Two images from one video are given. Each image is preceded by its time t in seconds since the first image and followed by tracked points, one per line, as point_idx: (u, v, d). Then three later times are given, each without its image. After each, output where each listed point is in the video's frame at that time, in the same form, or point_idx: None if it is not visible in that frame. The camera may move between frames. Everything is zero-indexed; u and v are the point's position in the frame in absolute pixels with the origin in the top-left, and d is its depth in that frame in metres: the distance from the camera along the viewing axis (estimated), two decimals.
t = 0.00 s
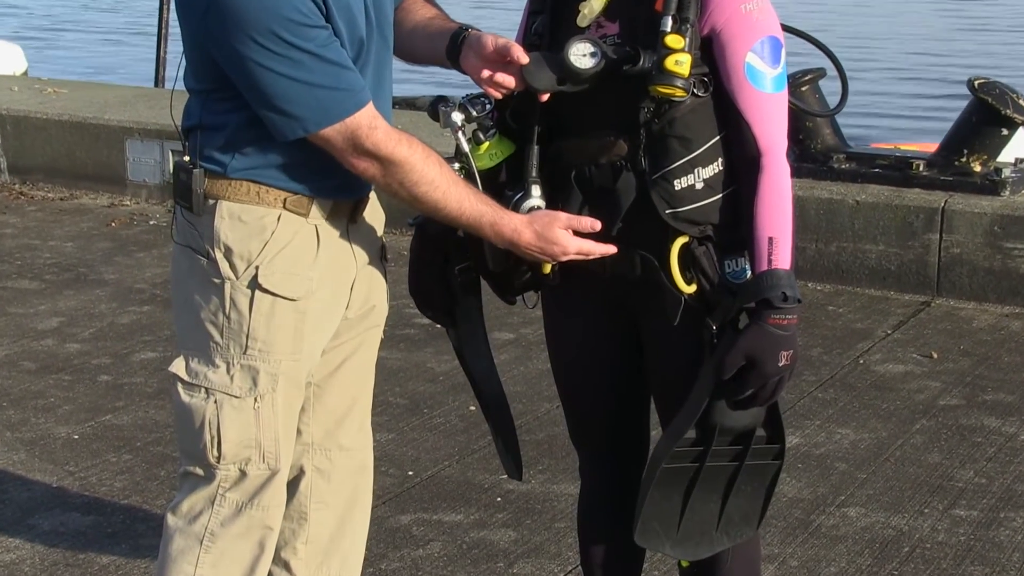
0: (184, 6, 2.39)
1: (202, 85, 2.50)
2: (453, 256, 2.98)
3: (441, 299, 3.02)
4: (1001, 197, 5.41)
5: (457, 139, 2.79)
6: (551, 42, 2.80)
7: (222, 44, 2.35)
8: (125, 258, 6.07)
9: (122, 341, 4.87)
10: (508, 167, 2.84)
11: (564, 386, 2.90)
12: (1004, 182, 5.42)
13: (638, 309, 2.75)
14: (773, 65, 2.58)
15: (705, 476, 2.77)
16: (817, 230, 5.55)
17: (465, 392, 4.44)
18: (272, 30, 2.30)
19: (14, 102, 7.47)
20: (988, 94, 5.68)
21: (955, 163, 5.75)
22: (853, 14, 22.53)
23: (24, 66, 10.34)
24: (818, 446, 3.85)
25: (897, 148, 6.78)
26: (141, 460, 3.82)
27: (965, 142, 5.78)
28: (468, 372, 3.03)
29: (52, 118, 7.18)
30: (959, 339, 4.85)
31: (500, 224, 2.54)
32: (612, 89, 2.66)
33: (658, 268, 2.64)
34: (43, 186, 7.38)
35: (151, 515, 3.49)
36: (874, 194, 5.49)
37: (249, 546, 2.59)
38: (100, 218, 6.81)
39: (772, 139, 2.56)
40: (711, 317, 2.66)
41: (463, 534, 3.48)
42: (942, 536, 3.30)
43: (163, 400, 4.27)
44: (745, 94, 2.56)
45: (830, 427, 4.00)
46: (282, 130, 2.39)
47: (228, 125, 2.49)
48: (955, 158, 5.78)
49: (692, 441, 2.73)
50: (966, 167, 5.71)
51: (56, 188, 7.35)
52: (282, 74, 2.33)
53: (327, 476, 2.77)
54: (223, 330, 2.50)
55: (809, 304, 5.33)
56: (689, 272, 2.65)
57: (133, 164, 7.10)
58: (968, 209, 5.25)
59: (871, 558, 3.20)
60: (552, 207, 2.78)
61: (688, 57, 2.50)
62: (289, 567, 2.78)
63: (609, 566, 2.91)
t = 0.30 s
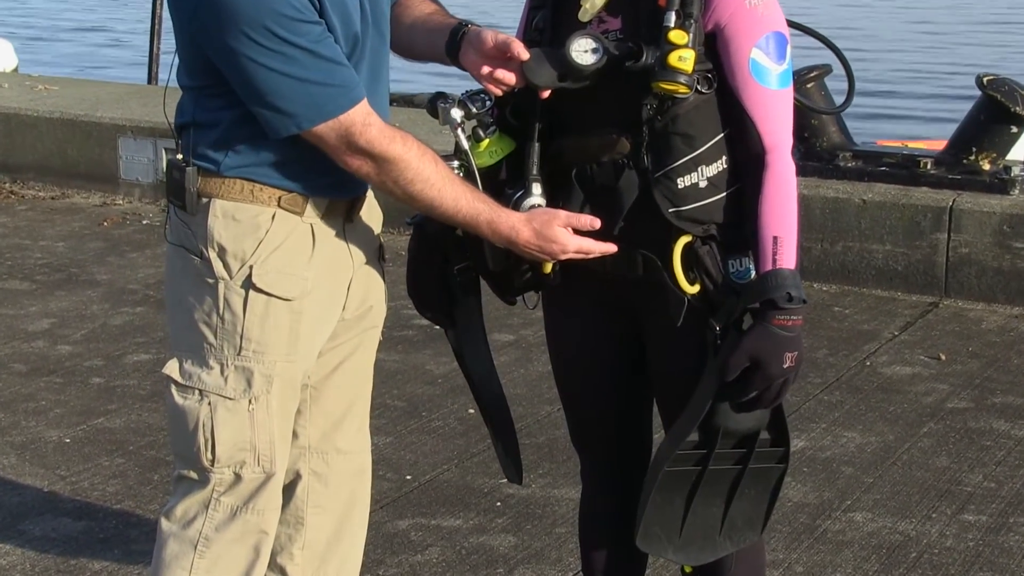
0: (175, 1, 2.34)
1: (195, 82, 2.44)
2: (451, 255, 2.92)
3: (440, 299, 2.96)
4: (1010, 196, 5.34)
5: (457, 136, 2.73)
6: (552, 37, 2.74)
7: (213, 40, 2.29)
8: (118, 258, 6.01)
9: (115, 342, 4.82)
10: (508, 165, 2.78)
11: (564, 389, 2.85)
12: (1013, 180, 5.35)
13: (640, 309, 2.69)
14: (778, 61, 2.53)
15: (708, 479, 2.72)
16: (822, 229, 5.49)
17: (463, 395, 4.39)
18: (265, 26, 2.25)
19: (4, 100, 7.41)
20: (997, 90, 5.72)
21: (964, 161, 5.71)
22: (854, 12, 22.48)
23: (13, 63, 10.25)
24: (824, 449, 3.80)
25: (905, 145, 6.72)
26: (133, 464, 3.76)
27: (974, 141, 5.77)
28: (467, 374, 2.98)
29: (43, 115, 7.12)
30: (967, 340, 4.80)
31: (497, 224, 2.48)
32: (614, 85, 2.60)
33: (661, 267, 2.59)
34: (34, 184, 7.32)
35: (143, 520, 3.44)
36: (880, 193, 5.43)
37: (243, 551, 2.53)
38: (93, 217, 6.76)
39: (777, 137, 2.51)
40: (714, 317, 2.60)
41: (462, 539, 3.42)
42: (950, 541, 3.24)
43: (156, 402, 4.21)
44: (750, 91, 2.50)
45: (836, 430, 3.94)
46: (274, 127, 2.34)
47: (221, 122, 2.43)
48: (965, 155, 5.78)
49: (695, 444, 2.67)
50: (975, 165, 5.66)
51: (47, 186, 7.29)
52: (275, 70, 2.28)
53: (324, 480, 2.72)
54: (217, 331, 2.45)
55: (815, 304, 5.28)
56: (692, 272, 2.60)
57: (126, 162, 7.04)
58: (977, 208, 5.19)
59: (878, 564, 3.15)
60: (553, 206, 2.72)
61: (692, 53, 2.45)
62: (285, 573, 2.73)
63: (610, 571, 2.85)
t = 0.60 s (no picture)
0: None
1: (180, 77, 2.40)
2: (451, 254, 2.87)
3: (440, 299, 2.91)
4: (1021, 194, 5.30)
5: (457, 132, 2.65)
6: (552, 32, 2.68)
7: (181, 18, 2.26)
8: (110, 258, 5.95)
9: (107, 343, 4.76)
10: (507, 163, 2.71)
11: (566, 394, 2.80)
12: None
13: (643, 309, 2.64)
14: (784, 57, 2.47)
15: (711, 482, 2.66)
16: (828, 229, 5.43)
17: (462, 397, 4.33)
18: (227, 4, 2.21)
19: None
20: (1007, 86, 5.64)
21: (972, 159, 5.65)
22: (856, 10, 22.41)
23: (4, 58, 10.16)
24: (830, 452, 3.74)
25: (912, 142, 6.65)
26: (126, 468, 3.71)
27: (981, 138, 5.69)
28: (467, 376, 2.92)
29: (33, 112, 7.07)
30: (975, 341, 4.74)
31: (467, 207, 2.39)
32: (618, 79, 2.55)
33: (664, 266, 2.54)
34: (25, 182, 7.25)
35: (136, 525, 3.38)
36: (887, 191, 5.37)
37: (234, 559, 2.47)
38: (85, 216, 6.71)
39: (781, 134, 2.45)
40: (718, 317, 2.56)
41: (460, 544, 3.37)
42: (958, 546, 3.19)
43: (149, 405, 4.15)
44: (755, 87, 2.45)
45: (841, 433, 3.88)
46: (231, 114, 2.27)
47: (201, 117, 2.38)
48: (971, 154, 5.69)
49: (698, 446, 2.61)
50: (983, 163, 5.61)
51: (38, 184, 7.23)
52: (232, 51, 2.23)
53: (319, 486, 2.66)
54: (205, 332, 2.39)
55: (821, 304, 5.23)
56: (696, 271, 2.54)
57: (118, 159, 6.99)
58: (986, 206, 5.13)
59: (885, 569, 3.09)
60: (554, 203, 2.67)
61: (695, 47, 2.40)
62: None
63: None
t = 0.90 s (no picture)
0: None
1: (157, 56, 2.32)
2: (452, 252, 2.82)
3: (440, 299, 2.86)
4: None
5: (457, 129, 2.58)
6: (555, 26, 2.63)
7: None
8: (102, 258, 5.89)
9: (100, 345, 4.71)
10: (509, 159, 2.67)
11: (568, 397, 2.75)
12: None
13: (646, 309, 2.59)
14: (791, 53, 2.42)
15: (716, 485, 2.61)
16: (834, 228, 5.38)
17: (461, 399, 4.28)
18: None
19: None
20: (1017, 84, 5.63)
21: (981, 157, 5.65)
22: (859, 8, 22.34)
23: None
24: (836, 456, 3.69)
25: (921, 139, 6.64)
26: (118, 471, 3.65)
27: (991, 135, 5.68)
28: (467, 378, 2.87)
29: (23, 109, 7.04)
30: (983, 342, 4.69)
31: (362, 192, 2.26)
32: (623, 75, 2.50)
33: (669, 265, 2.49)
34: (15, 181, 7.20)
35: (128, 529, 3.33)
36: (894, 189, 5.32)
37: (218, 568, 2.42)
38: (76, 215, 6.66)
39: (788, 131, 2.40)
40: (722, 317, 2.51)
41: (459, 549, 3.31)
42: (966, 551, 3.14)
43: (141, 407, 4.10)
44: (760, 82, 2.40)
45: (847, 436, 3.83)
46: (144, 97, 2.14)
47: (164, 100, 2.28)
48: (980, 151, 5.69)
49: (704, 448, 2.55)
50: (992, 160, 5.61)
51: (29, 182, 7.18)
52: (166, 20, 2.09)
53: (310, 496, 2.61)
54: (185, 335, 2.34)
55: (827, 305, 5.18)
56: (700, 271, 2.49)
57: (110, 157, 6.94)
58: (994, 205, 5.07)
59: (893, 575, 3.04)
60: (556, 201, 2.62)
61: (701, 42, 2.35)
62: None
63: None
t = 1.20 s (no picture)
0: None
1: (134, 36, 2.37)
2: (452, 251, 2.77)
3: (440, 298, 2.81)
4: None
5: (456, 125, 2.56)
6: (556, 21, 2.58)
7: None
8: (93, 258, 5.84)
9: (91, 346, 4.65)
10: (510, 156, 2.62)
11: (566, 397, 2.70)
12: None
13: (650, 308, 2.54)
14: (797, 48, 2.37)
15: (721, 489, 2.55)
16: (839, 227, 5.33)
17: (459, 402, 4.22)
18: None
19: None
20: None
21: (989, 155, 5.54)
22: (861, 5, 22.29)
23: None
24: (841, 459, 3.64)
25: (930, 136, 6.59)
26: (109, 475, 3.60)
27: (998, 133, 5.59)
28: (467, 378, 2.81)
29: (13, 106, 7.00)
30: (991, 344, 4.64)
31: (204, 200, 2.23)
32: (627, 70, 2.44)
33: (673, 264, 2.43)
34: (6, 180, 7.16)
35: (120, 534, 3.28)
36: (901, 187, 5.26)
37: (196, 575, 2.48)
38: (67, 214, 6.60)
39: (794, 127, 2.35)
40: (726, 317, 2.45)
41: (457, 554, 3.26)
42: (975, 557, 3.09)
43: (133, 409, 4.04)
44: (766, 78, 2.35)
45: (853, 439, 3.78)
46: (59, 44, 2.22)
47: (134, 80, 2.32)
48: (989, 150, 5.57)
49: (708, 451, 2.50)
50: (1001, 159, 5.51)
51: (19, 181, 7.14)
52: None
53: (298, 508, 2.66)
54: (158, 338, 2.40)
55: (832, 306, 5.12)
56: (704, 270, 2.43)
57: (100, 156, 6.89)
58: (1002, 204, 5.02)
59: None
60: (558, 198, 2.57)
61: (705, 38, 2.31)
62: None
63: None
